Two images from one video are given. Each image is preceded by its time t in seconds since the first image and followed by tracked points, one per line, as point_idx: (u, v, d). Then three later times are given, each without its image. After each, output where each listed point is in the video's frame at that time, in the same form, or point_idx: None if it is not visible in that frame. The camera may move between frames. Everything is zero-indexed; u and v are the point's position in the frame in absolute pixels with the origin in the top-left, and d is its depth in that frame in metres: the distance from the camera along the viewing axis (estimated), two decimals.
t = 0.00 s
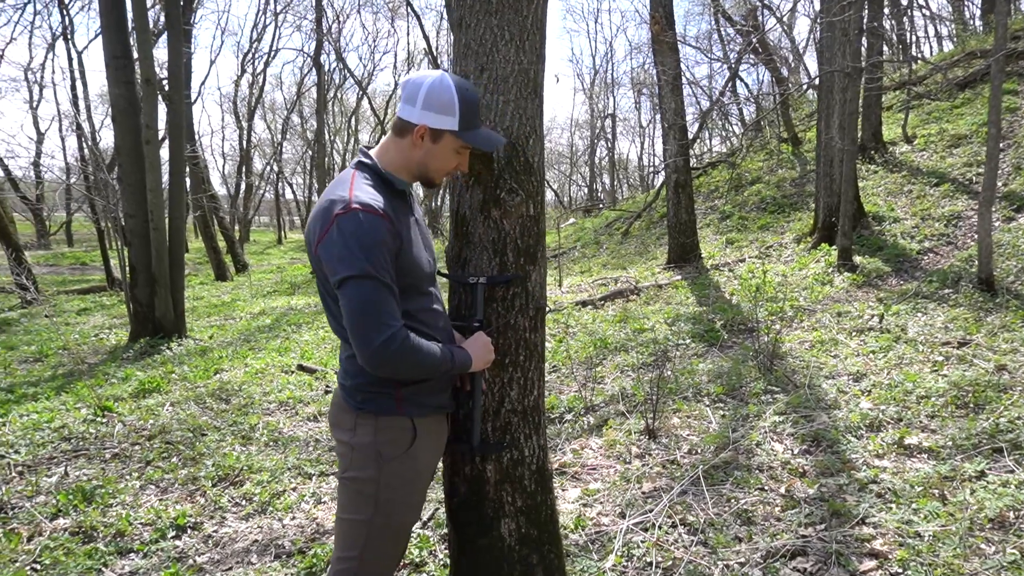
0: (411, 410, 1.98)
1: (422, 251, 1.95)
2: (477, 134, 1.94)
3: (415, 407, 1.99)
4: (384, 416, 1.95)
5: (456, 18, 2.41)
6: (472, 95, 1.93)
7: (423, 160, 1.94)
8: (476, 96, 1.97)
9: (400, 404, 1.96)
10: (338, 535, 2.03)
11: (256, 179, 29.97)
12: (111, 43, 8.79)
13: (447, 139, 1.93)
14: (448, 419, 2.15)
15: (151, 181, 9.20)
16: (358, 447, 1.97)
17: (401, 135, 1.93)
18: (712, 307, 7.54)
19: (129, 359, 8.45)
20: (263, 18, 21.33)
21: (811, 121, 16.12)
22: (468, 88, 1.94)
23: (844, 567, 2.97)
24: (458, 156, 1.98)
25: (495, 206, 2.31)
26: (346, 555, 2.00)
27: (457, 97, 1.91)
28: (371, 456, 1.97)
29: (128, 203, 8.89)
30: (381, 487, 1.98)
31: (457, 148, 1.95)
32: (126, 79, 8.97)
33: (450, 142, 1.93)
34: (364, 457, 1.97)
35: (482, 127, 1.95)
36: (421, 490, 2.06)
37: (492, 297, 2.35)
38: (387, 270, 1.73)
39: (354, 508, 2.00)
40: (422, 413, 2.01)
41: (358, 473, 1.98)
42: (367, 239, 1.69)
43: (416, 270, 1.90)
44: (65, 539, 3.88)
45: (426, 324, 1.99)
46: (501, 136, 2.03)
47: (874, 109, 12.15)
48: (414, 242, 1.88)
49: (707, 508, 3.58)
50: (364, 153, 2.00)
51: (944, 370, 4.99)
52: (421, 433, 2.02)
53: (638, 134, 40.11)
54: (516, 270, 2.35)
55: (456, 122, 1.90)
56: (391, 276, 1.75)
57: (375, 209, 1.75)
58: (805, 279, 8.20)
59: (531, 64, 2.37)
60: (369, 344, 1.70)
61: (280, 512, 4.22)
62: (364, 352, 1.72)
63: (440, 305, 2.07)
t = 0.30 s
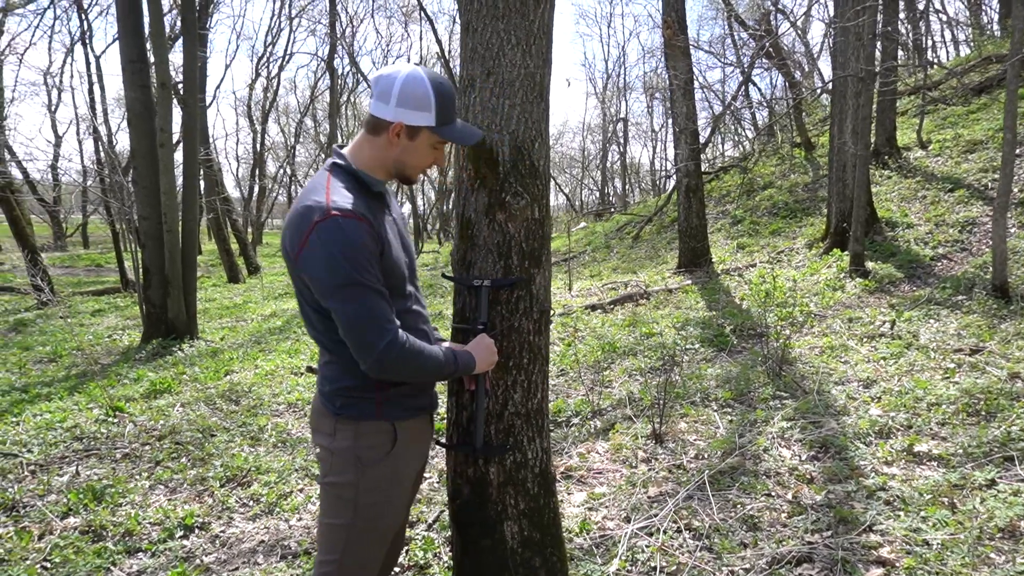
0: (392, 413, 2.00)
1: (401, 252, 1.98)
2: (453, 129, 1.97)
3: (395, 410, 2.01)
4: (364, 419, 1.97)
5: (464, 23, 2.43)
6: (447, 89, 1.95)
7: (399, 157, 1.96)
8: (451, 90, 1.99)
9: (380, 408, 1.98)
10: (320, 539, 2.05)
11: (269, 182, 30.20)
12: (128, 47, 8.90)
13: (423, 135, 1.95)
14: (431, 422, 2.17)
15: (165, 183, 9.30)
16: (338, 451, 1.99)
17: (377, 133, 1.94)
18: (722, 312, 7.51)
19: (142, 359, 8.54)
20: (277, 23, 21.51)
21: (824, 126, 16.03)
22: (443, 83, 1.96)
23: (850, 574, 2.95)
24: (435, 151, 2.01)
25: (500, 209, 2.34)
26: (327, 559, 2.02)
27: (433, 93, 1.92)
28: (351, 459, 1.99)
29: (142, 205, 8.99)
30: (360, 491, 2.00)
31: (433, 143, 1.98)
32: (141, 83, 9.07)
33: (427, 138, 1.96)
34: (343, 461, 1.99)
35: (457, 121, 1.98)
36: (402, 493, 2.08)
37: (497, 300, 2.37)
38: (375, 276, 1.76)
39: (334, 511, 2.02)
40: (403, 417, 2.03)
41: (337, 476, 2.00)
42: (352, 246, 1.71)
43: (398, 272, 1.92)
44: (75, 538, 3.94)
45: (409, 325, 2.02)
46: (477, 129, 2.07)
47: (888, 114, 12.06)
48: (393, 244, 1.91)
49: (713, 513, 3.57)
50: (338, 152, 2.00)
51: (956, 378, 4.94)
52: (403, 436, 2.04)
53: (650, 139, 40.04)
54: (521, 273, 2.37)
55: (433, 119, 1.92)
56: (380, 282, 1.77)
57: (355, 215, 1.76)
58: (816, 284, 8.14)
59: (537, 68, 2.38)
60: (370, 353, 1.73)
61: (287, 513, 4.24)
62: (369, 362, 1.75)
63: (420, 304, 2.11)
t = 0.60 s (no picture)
0: (346, 421, 1.99)
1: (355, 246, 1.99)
2: (401, 116, 1.99)
3: (349, 418, 2.00)
4: (316, 428, 1.97)
5: (452, 18, 2.42)
6: (393, 76, 1.96)
7: (347, 145, 1.95)
8: (396, 76, 2.01)
9: (332, 416, 1.97)
10: (279, 548, 2.06)
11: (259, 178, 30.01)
12: (115, 41, 8.79)
13: (372, 122, 1.95)
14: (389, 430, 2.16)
15: (153, 178, 9.20)
16: (292, 461, 1.99)
17: (323, 121, 1.92)
18: (711, 308, 7.54)
19: (130, 356, 8.46)
20: (267, 17, 21.34)
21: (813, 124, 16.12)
22: (388, 68, 1.97)
23: (836, 568, 2.98)
24: (382, 138, 2.01)
25: (489, 206, 2.35)
26: (286, 567, 2.03)
27: (380, 79, 1.93)
28: (305, 468, 1.99)
29: (130, 201, 8.90)
30: (315, 500, 2.00)
31: (381, 130, 1.98)
32: (129, 77, 8.96)
33: (375, 125, 1.96)
34: (297, 471, 1.99)
35: (404, 108, 2.00)
36: (361, 501, 2.07)
37: (486, 296, 2.37)
38: (338, 267, 1.76)
39: (291, 519, 2.02)
40: (357, 425, 2.02)
41: (292, 485, 2.00)
42: (311, 237, 1.71)
43: (352, 264, 1.92)
44: (62, 535, 3.90)
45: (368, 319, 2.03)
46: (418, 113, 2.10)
47: (876, 112, 12.14)
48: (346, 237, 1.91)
49: (702, 508, 3.59)
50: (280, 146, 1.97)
51: (942, 374, 4.99)
52: (358, 444, 2.03)
53: (642, 136, 40.10)
54: (510, 269, 2.38)
55: (382, 103, 1.93)
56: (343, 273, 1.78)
57: (308, 206, 1.76)
58: (805, 281, 8.19)
59: (526, 65, 2.38)
60: (345, 343, 1.73)
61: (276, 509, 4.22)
62: (349, 352, 1.74)
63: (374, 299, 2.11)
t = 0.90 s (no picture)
0: (311, 427, 1.96)
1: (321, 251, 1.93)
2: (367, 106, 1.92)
3: (313, 422, 1.96)
4: (281, 436, 1.93)
5: (448, 19, 2.43)
6: (358, 65, 1.89)
7: (312, 137, 1.90)
8: (366, 67, 1.95)
9: (296, 421, 1.93)
10: (248, 559, 2.01)
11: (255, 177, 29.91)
12: (109, 40, 8.73)
13: (335, 113, 1.89)
14: (357, 431, 2.14)
15: (147, 178, 9.15)
16: (256, 470, 1.94)
17: (288, 113, 1.89)
18: (706, 308, 7.56)
19: (124, 356, 8.42)
20: (263, 17, 21.28)
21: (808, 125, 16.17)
22: (353, 58, 1.91)
23: (831, 567, 2.99)
24: (349, 130, 1.94)
25: (485, 205, 2.35)
26: None
27: (342, 68, 1.86)
28: (269, 476, 1.94)
29: (124, 200, 8.83)
30: (281, 508, 1.96)
31: (346, 121, 1.91)
32: (123, 76, 8.90)
33: (340, 116, 1.90)
34: (261, 479, 1.94)
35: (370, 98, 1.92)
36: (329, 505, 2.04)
37: (482, 296, 2.37)
38: (286, 267, 1.68)
39: (257, 528, 1.98)
40: (323, 430, 1.98)
41: (257, 494, 1.96)
42: (260, 232, 1.65)
43: (311, 269, 1.86)
44: (56, 536, 3.88)
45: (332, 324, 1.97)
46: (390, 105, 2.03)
47: (871, 113, 12.18)
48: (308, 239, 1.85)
49: (698, 507, 3.60)
50: (248, 142, 1.95)
51: (936, 374, 5.01)
52: (324, 449, 1.99)
53: (637, 136, 40.16)
54: (506, 269, 2.38)
55: (345, 93, 1.87)
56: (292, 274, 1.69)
57: (264, 203, 1.72)
58: (800, 281, 8.21)
59: (521, 65, 2.38)
60: (279, 346, 1.60)
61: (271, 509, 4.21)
62: (281, 357, 1.60)
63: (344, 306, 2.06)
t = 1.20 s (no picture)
0: (268, 426, 1.84)
1: (293, 257, 1.86)
2: (356, 111, 1.82)
3: (272, 419, 1.84)
4: (238, 434, 1.82)
5: (449, 15, 2.42)
6: (350, 69, 1.81)
7: (298, 140, 1.84)
8: (360, 72, 1.86)
9: (253, 417, 1.82)
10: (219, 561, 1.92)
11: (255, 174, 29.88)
12: (109, 36, 8.71)
13: (322, 115, 1.81)
14: (326, 428, 2.01)
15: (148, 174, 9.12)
16: (216, 470, 1.84)
17: (278, 114, 1.85)
18: (707, 305, 7.55)
19: (125, 352, 8.42)
20: (263, 13, 21.21)
21: (809, 121, 16.13)
22: (348, 64, 1.83)
23: (831, 564, 2.99)
24: (337, 136, 1.84)
25: (485, 202, 2.35)
26: None
27: (332, 72, 1.79)
28: (229, 476, 1.84)
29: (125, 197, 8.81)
30: (245, 508, 1.86)
31: (333, 126, 1.82)
32: (124, 72, 8.88)
33: (325, 119, 1.81)
34: (222, 479, 1.84)
35: (359, 103, 1.82)
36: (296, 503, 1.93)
37: (482, 292, 2.37)
38: (237, 262, 1.58)
39: (223, 529, 1.88)
40: (283, 429, 1.86)
41: (219, 494, 1.86)
42: (220, 224, 1.58)
43: (273, 270, 1.78)
44: (58, 531, 3.89)
45: (294, 328, 1.90)
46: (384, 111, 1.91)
47: (872, 109, 12.15)
48: (277, 243, 1.79)
49: (699, 504, 3.60)
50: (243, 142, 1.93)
51: (936, 371, 5.01)
52: (285, 446, 1.88)
53: (638, 133, 40.10)
54: (506, 266, 2.38)
55: (330, 95, 1.78)
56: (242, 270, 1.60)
57: (234, 199, 1.66)
58: (801, 278, 8.19)
59: (522, 61, 2.37)
60: (200, 336, 1.45)
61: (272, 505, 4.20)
62: (199, 343, 1.45)
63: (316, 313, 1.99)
